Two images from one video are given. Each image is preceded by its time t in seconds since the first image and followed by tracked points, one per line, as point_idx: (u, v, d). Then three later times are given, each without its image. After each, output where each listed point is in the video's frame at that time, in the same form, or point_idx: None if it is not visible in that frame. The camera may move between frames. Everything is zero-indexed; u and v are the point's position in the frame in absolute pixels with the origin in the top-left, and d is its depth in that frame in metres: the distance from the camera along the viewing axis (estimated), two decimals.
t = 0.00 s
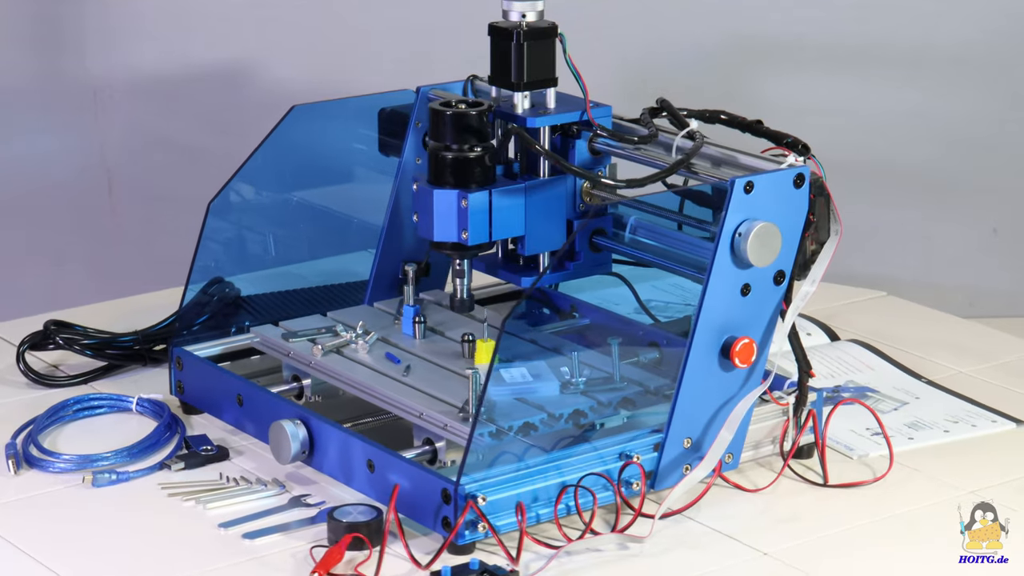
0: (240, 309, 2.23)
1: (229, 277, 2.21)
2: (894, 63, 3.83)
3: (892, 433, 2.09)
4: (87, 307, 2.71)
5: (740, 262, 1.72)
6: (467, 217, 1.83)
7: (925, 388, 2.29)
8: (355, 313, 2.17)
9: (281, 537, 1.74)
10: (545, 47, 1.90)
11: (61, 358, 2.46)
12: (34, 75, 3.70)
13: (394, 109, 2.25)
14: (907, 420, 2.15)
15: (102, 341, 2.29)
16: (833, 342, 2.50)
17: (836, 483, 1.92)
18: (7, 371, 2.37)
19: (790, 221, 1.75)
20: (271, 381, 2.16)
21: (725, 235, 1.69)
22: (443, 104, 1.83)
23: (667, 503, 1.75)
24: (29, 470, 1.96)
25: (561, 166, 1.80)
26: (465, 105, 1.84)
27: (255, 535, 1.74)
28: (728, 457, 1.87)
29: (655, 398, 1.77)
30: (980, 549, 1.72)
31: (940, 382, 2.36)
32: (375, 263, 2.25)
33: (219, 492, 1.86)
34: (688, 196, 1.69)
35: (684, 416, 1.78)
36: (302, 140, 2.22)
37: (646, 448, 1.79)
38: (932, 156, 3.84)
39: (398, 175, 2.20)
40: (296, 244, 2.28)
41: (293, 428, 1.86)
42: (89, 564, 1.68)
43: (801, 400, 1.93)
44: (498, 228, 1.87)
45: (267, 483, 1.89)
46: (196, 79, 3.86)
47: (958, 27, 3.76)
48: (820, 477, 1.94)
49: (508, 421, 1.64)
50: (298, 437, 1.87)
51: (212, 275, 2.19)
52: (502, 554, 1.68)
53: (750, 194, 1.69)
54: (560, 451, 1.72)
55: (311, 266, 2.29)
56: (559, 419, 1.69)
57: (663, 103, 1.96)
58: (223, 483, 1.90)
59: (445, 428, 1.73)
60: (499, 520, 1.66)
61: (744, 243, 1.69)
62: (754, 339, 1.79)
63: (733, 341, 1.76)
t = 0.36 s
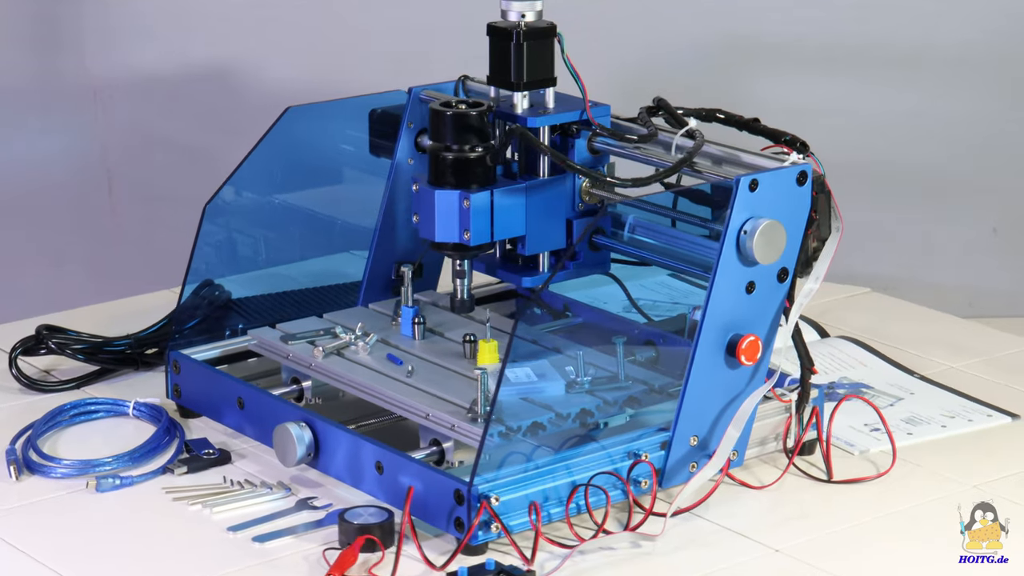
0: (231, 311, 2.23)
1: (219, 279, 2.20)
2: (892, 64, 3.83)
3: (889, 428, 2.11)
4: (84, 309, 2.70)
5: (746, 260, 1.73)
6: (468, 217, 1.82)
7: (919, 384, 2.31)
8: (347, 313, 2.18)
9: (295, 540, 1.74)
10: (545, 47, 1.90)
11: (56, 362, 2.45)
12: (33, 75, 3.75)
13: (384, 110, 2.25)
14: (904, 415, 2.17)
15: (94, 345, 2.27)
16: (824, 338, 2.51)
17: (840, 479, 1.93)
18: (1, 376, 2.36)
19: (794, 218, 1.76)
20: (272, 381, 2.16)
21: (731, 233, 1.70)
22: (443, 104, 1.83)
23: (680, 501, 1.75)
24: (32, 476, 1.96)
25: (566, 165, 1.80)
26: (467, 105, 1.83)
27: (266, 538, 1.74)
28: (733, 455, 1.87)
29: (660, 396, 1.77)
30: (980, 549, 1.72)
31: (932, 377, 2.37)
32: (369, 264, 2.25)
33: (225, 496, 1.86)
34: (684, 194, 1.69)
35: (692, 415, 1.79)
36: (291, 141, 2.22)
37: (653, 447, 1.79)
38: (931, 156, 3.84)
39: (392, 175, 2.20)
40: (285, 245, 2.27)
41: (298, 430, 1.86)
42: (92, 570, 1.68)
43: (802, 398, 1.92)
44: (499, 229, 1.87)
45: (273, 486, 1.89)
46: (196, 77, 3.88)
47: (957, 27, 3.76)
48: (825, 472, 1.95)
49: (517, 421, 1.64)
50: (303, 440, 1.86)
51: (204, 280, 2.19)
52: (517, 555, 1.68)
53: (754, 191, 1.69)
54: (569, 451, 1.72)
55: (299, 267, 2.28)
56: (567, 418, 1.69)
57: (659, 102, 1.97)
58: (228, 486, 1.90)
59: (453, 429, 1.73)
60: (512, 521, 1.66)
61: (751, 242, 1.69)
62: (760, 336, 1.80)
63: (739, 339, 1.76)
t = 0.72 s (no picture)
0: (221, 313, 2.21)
1: (209, 281, 2.17)
2: (891, 64, 3.82)
3: (887, 424, 2.11)
4: (79, 311, 2.69)
5: (751, 258, 1.73)
6: (470, 216, 1.82)
7: (912, 379, 2.32)
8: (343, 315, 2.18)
9: (307, 541, 1.74)
10: (544, 47, 1.90)
11: (48, 366, 2.44)
12: (33, 75, 3.73)
13: (376, 111, 2.26)
14: (901, 411, 2.17)
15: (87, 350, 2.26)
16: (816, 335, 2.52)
17: (843, 475, 1.94)
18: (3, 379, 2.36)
19: (797, 215, 1.76)
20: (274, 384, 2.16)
21: (735, 232, 1.70)
22: (443, 104, 1.83)
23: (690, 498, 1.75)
24: (35, 482, 1.94)
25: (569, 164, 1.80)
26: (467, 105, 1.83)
27: (276, 541, 1.74)
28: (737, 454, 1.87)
29: (664, 394, 1.78)
30: (980, 549, 1.72)
31: (924, 372, 2.38)
32: (363, 264, 2.25)
33: (232, 500, 1.85)
34: (681, 192, 1.70)
35: (698, 413, 1.79)
36: (283, 143, 2.20)
37: (660, 445, 1.79)
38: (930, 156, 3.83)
39: (386, 176, 2.22)
40: (271, 246, 2.25)
41: (304, 433, 1.85)
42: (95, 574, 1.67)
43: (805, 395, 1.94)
44: (500, 228, 1.87)
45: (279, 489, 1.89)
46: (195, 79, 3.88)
47: (955, 27, 3.75)
48: (828, 468, 1.96)
49: (526, 421, 1.63)
50: (308, 442, 1.86)
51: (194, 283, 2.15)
52: (530, 554, 1.68)
53: (759, 189, 1.70)
54: (577, 450, 1.72)
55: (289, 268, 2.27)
56: (574, 418, 1.68)
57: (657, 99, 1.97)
58: (233, 489, 1.90)
59: (461, 429, 1.73)
60: (524, 520, 1.66)
61: (757, 240, 1.70)
62: (764, 333, 1.80)
63: (744, 336, 1.76)
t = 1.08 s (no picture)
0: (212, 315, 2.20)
1: (198, 284, 2.16)
2: (891, 64, 3.82)
3: (884, 419, 2.12)
4: (74, 313, 2.68)
5: (756, 255, 1.74)
6: (473, 216, 1.82)
7: (904, 375, 2.32)
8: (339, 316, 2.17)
9: (317, 544, 1.74)
10: (543, 47, 1.89)
11: (42, 372, 2.43)
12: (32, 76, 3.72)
13: (367, 112, 2.26)
14: (897, 406, 2.18)
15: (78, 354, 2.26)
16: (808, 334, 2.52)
17: (847, 470, 1.94)
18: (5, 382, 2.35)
19: (800, 212, 1.77)
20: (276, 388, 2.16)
21: (740, 230, 1.71)
22: (443, 104, 1.83)
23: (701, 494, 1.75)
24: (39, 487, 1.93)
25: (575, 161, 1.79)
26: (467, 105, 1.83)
27: (288, 544, 1.74)
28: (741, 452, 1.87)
29: (669, 393, 1.77)
30: (980, 549, 1.71)
31: (918, 368, 2.38)
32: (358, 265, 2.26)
33: (239, 504, 1.85)
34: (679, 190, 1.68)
35: (704, 411, 1.79)
36: (274, 144, 2.19)
37: (667, 443, 1.79)
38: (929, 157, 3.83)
39: (383, 177, 2.22)
40: (260, 248, 2.23)
41: (311, 435, 1.85)
42: None
43: (807, 389, 1.96)
44: (501, 228, 1.86)
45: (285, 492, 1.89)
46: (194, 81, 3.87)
47: (955, 27, 3.74)
48: (831, 463, 1.96)
49: (536, 420, 1.63)
50: (315, 444, 1.84)
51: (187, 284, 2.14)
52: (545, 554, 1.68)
53: (763, 187, 1.70)
54: (586, 449, 1.71)
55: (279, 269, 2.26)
56: (582, 417, 1.68)
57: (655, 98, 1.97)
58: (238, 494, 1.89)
59: (470, 430, 1.73)
60: (538, 519, 1.66)
61: (762, 238, 1.70)
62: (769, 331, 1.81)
63: (750, 334, 1.77)
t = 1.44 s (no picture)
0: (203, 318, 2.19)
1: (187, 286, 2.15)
2: (891, 64, 3.81)
3: (881, 416, 2.11)
4: (74, 315, 2.68)
5: (761, 253, 1.74)
6: (475, 217, 1.81)
7: (896, 371, 2.33)
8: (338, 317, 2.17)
9: (331, 546, 1.74)
10: (543, 47, 1.89)
11: (36, 378, 2.42)
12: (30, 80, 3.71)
13: (360, 114, 2.24)
14: (892, 403, 2.18)
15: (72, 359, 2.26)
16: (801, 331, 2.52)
17: (850, 467, 1.94)
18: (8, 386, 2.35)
19: (802, 210, 1.77)
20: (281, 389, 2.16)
21: (745, 229, 1.71)
22: (444, 104, 1.83)
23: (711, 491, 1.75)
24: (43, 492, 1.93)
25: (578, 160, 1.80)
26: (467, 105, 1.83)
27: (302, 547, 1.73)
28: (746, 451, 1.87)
29: (673, 391, 1.77)
30: (981, 548, 1.71)
31: (910, 365, 2.38)
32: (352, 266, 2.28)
33: (247, 507, 1.84)
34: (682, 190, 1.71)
35: (710, 410, 1.79)
36: (269, 146, 2.17)
37: (675, 441, 1.79)
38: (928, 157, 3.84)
39: (376, 177, 2.25)
40: (252, 250, 2.21)
41: (317, 437, 1.84)
42: None
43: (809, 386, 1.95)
44: (502, 228, 1.86)
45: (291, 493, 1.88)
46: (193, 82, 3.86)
47: (954, 27, 3.73)
48: (834, 459, 1.96)
49: (545, 420, 1.63)
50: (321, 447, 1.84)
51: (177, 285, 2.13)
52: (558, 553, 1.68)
53: (767, 185, 1.71)
54: (594, 448, 1.71)
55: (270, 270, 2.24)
56: (589, 416, 1.68)
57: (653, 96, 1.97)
58: (245, 496, 1.89)
59: (478, 430, 1.72)
60: (551, 520, 1.66)
61: (767, 236, 1.71)
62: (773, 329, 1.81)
63: (755, 332, 1.77)
